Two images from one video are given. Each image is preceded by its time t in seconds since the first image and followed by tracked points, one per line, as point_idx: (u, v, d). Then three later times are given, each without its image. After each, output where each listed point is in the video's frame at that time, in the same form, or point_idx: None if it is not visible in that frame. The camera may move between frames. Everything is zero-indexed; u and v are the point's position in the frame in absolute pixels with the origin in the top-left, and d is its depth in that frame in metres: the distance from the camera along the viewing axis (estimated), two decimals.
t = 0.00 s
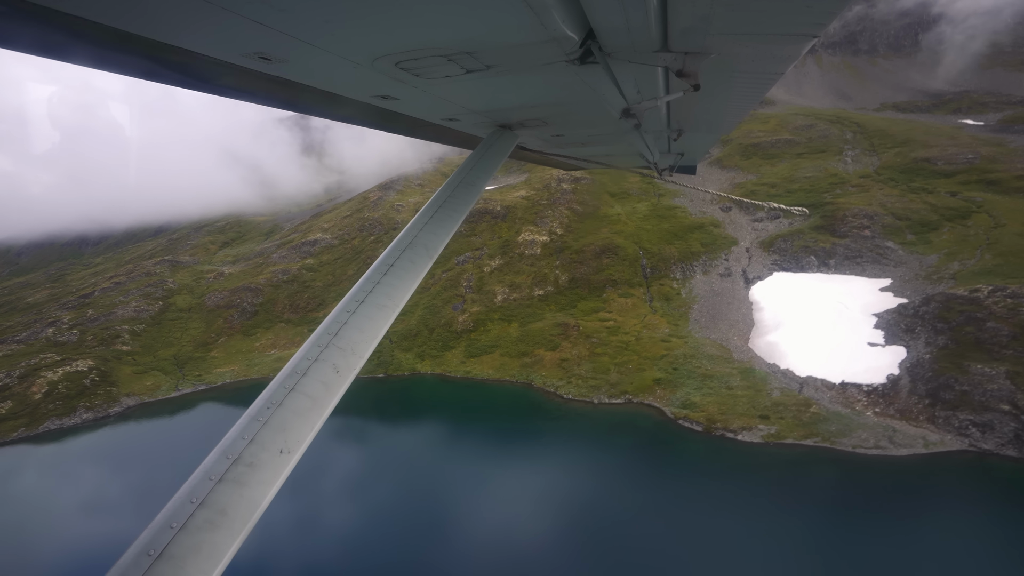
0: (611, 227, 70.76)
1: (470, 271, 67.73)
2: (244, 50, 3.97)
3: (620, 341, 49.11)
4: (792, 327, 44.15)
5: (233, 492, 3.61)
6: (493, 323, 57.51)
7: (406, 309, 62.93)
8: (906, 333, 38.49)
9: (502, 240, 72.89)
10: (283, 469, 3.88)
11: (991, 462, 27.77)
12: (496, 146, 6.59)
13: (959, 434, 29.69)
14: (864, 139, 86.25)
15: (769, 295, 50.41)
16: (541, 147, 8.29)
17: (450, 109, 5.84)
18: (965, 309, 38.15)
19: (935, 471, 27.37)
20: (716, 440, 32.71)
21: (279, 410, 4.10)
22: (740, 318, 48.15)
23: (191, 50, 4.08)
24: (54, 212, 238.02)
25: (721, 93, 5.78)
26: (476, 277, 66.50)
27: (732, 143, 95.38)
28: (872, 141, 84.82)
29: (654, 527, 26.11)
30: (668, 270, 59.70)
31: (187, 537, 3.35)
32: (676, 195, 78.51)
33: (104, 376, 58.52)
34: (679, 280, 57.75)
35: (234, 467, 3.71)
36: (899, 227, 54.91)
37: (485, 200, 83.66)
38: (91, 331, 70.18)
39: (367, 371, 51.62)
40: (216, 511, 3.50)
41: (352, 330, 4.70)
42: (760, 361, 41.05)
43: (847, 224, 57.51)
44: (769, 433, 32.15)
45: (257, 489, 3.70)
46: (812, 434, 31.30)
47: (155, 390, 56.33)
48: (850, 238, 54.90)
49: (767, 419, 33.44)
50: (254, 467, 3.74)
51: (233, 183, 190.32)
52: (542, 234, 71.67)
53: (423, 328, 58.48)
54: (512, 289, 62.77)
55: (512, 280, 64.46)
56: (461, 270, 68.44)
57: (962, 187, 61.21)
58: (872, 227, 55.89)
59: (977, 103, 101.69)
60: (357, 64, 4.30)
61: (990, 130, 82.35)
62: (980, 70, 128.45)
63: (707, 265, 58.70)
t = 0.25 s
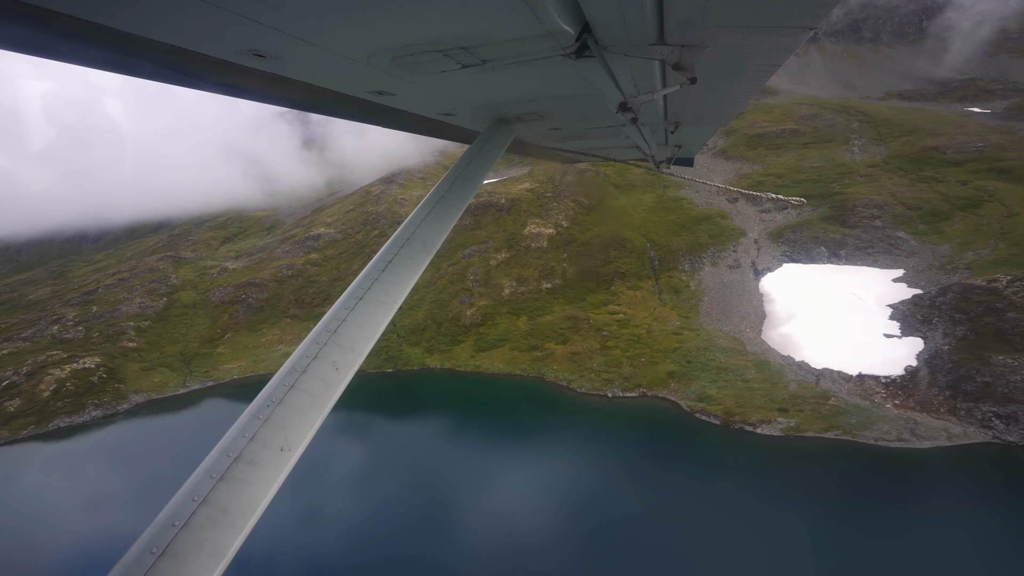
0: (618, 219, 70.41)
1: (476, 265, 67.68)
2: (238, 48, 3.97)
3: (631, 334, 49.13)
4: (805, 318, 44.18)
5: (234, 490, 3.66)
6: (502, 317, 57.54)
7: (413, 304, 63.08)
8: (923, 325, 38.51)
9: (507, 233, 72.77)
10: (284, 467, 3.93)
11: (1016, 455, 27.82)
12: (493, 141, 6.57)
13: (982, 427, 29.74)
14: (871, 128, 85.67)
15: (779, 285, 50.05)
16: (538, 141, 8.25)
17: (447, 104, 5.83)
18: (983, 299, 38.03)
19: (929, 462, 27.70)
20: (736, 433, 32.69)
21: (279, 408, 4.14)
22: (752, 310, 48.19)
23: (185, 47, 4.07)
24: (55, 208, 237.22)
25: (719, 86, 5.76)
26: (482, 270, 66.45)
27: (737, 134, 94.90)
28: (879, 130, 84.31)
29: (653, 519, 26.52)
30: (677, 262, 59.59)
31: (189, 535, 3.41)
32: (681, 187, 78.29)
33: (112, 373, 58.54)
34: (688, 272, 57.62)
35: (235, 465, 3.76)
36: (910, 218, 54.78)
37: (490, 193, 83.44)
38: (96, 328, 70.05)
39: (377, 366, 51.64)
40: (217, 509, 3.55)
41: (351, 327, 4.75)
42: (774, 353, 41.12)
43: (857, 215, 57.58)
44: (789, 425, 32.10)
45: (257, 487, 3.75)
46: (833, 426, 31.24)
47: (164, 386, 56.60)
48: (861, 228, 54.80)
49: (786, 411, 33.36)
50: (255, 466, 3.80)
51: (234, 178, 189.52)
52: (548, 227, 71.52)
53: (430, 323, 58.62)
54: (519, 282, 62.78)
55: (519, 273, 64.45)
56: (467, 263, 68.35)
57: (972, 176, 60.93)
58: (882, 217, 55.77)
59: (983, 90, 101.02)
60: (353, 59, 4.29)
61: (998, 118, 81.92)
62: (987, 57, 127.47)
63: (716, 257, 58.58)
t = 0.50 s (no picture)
0: (624, 213, 70.17)
1: (482, 258, 67.66)
2: (234, 39, 3.96)
3: (641, 329, 49.32)
4: (816, 314, 44.30)
5: (232, 483, 3.70)
6: (510, 311, 57.65)
7: (419, 297, 63.23)
8: (938, 322, 38.29)
9: (513, 227, 72.70)
10: (281, 460, 3.97)
11: None
12: (491, 134, 6.55)
13: (1001, 424, 29.80)
14: (879, 124, 85.44)
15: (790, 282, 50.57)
16: (537, 135, 8.24)
17: (445, 98, 5.82)
18: (1000, 297, 37.88)
19: (925, 461, 27.97)
20: (752, 429, 32.90)
21: (277, 401, 4.18)
22: (762, 305, 48.36)
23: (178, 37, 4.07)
24: (55, 199, 235.26)
25: (719, 81, 5.76)
26: (489, 263, 66.44)
27: (743, 128, 94.61)
28: (887, 126, 84.26)
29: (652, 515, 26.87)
30: (685, 256, 59.59)
31: (187, 527, 3.46)
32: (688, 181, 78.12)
33: (117, 365, 58.11)
34: (696, 267, 57.63)
35: (233, 458, 3.80)
36: (921, 213, 54.65)
37: (495, 185, 83.28)
38: (100, 319, 69.64)
39: (385, 360, 51.67)
40: (215, 501, 3.59)
41: (349, 321, 4.77)
42: (787, 349, 41.45)
43: (867, 211, 57.42)
44: (806, 422, 32.27)
45: (256, 480, 3.80)
46: (850, 424, 31.45)
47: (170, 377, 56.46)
48: (871, 224, 54.74)
49: (802, 408, 33.55)
50: (253, 459, 3.83)
51: (236, 169, 188.19)
52: (554, 220, 71.43)
53: (437, 316, 58.71)
54: (526, 276, 62.80)
55: (526, 267, 64.46)
56: (473, 256, 68.36)
57: (982, 172, 60.81)
58: (892, 213, 55.68)
59: (991, 86, 100.63)
60: (350, 51, 4.27)
61: (1006, 115, 81.85)
62: (995, 53, 126.97)
63: (724, 252, 58.55)
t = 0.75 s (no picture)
0: (629, 205, 70.24)
1: (488, 252, 67.66)
2: (228, 36, 3.94)
3: (651, 321, 49.42)
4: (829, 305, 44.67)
5: (233, 482, 3.74)
6: (519, 304, 57.75)
7: (426, 291, 63.32)
8: (955, 312, 38.33)
9: (518, 220, 72.56)
10: (282, 459, 4.01)
11: None
12: (487, 129, 6.53)
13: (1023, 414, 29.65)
14: (884, 113, 85.12)
15: (799, 272, 50.98)
16: (533, 129, 8.22)
17: (441, 93, 5.81)
18: (1016, 285, 37.72)
19: (927, 450, 28.18)
20: (772, 422, 32.82)
21: (277, 400, 4.22)
22: (773, 296, 48.48)
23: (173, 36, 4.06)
24: (52, 197, 233.10)
25: (716, 74, 5.74)
26: (495, 257, 66.48)
27: (747, 119, 94.26)
28: (893, 115, 84.09)
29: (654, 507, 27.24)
30: (693, 248, 59.81)
31: (189, 527, 3.49)
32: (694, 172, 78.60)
33: (124, 364, 57.38)
34: (705, 259, 57.81)
35: (234, 457, 3.83)
36: (931, 202, 54.73)
37: (499, 178, 82.97)
38: (104, 318, 68.86)
39: (393, 356, 51.68)
40: (217, 501, 3.62)
41: (347, 318, 4.80)
42: (801, 340, 41.67)
43: (876, 200, 57.59)
44: (825, 414, 32.24)
45: (258, 478, 3.84)
46: (871, 415, 31.39)
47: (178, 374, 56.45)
48: (880, 214, 54.85)
49: (821, 400, 33.52)
50: (254, 458, 3.87)
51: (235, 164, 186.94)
52: (560, 213, 71.14)
53: (445, 311, 58.80)
54: (534, 269, 62.75)
55: (533, 260, 64.40)
56: (479, 250, 68.32)
57: (990, 160, 60.78)
58: (902, 203, 55.77)
59: (994, 74, 100.30)
60: (345, 48, 4.26)
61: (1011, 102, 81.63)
62: (999, 40, 126.48)
63: (732, 243, 58.91)
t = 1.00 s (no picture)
0: (635, 198, 70.34)
1: (495, 246, 67.66)
2: (223, 34, 3.94)
3: (662, 315, 49.54)
4: (841, 297, 44.55)
5: (234, 481, 3.78)
6: (526, 299, 57.77)
7: (432, 286, 63.41)
8: (973, 304, 37.74)
9: (523, 213, 72.36)
10: (282, 457, 4.05)
11: None
12: (484, 125, 6.54)
13: None
14: (890, 103, 84.70)
15: (809, 264, 51.01)
16: (530, 125, 8.20)
17: (437, 89, 5.80)
18: None
19: (937, 441, 28.27)
20: (791, 415, 32.69)
21: (276, 399, 4.26)
22: (784, 290, 48.61)
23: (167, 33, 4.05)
24: (51, 193, 231.66)
25: (713, 69, 5.75)
26: (501, 251, 66.46)
27: (751, 110, 93.87)
28: (899, 105, 83.75)
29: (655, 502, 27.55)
30: (701, 242, 59.86)
31: (190, 525, 3.53)
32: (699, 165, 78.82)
33: (130, 362, 57.02)
34: (713, 252, 57.89)
35: (233, 456, 3.88)
36: (941, 193, 54.61)
37: (503, 172, 82.62)
38: (108, 315, 68.43)
39: (402, 351, 51.67)
40: (216, 499, 3.66)
41: (346, 316, 4.84)
42: (815, 333, 41.83)
43: (886, 191, 57.51)
44: (845, 408, 32.07)
45: (256, 476, 3.88)
46: (892, 408, 31.26)
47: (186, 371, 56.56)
48: (890, 206, 54.77)
49: (840, 393, 33.36)
50: (253, 456, 3.91)
51: (236, 159, 186.07)
52: (566, 206, 70.85)
53: (452, 306, 58.78)
54: (541, 264, 62.73)
55: (540, 254, 64.38)
56: (484, 244, 68.33)
57: (999, 151, 60.58)
58: (912, 194, 55.57)
59: (1000, 63, 99.76)
60: (341, 45, 4.26)
61: (1018, 92, 81.24)
62: (1004, 29, 125.73)
63: (740, 236, 58.85)
